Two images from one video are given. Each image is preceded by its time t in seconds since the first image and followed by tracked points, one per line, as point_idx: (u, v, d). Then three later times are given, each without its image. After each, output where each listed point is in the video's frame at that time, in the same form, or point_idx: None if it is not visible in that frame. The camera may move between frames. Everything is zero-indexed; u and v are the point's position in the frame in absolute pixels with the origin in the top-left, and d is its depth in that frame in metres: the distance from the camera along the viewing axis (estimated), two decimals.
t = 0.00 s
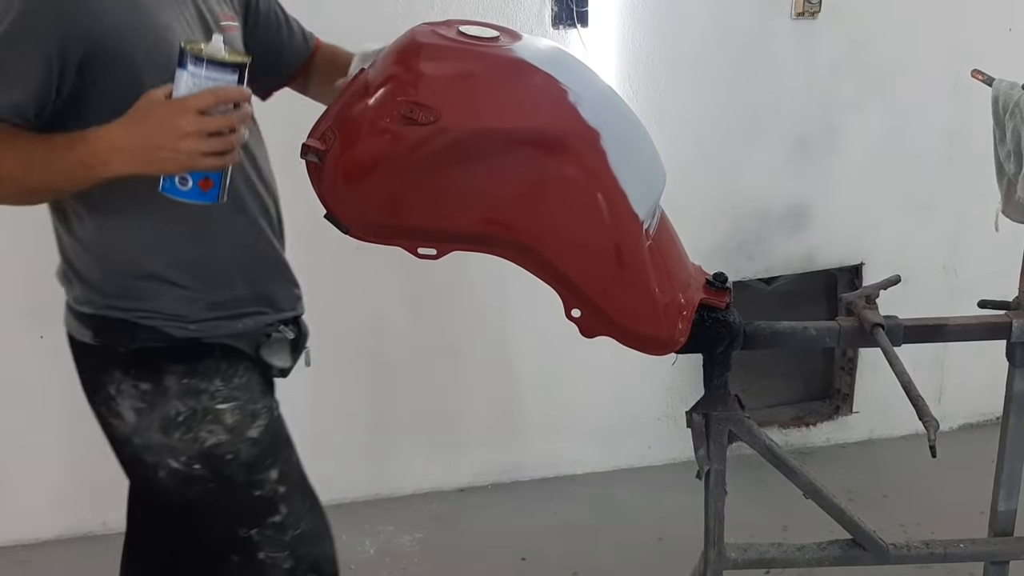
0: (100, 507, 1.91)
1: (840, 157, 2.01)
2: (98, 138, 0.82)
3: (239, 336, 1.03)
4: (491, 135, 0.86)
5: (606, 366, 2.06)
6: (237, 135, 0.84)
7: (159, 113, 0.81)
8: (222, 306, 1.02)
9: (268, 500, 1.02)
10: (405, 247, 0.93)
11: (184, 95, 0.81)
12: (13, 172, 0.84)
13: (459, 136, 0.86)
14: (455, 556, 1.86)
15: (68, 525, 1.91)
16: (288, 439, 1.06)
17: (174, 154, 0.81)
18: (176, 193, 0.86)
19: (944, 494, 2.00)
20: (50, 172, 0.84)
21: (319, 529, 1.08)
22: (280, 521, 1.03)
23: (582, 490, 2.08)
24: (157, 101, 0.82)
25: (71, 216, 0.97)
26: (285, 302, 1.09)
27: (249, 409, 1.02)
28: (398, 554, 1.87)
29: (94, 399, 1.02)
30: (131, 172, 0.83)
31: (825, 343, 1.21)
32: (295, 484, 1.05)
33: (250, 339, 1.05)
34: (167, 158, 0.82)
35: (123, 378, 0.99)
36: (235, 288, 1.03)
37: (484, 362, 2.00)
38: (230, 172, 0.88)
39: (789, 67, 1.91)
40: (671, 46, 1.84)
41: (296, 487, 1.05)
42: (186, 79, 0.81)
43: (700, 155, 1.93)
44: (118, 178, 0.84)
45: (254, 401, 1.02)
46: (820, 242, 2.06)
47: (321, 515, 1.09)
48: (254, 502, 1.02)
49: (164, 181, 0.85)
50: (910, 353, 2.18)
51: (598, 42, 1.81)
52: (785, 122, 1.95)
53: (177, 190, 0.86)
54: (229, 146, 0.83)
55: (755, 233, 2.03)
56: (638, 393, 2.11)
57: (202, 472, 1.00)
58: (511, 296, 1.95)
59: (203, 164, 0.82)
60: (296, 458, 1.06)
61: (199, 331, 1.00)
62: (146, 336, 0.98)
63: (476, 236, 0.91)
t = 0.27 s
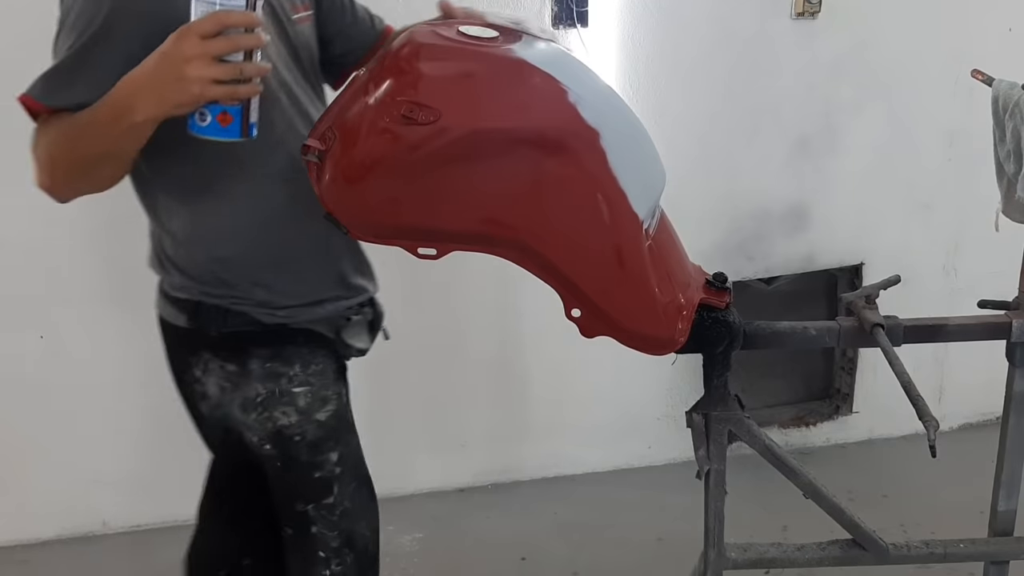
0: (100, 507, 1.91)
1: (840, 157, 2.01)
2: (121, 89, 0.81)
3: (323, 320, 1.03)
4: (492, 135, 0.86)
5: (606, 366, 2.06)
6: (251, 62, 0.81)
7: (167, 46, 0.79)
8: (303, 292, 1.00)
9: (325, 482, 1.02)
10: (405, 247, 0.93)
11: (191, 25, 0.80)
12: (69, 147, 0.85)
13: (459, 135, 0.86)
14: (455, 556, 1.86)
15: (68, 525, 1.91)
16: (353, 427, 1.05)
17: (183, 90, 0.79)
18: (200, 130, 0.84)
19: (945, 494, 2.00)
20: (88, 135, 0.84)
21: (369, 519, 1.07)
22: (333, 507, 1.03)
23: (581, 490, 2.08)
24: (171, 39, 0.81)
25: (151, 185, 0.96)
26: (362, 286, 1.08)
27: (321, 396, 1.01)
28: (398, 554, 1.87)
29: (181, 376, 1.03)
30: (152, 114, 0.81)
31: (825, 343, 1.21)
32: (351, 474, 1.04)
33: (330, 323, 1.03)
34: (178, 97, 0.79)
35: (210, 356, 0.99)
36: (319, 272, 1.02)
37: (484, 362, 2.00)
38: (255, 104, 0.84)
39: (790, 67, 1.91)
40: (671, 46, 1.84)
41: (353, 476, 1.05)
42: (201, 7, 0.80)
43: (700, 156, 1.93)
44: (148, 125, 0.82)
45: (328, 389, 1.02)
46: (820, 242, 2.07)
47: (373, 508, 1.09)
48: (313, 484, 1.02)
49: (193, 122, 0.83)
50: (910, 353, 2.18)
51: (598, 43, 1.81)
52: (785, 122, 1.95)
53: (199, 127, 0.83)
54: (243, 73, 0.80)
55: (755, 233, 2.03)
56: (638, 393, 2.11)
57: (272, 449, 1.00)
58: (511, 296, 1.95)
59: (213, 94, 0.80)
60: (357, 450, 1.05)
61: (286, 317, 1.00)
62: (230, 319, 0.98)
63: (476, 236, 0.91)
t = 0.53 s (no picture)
0: (100, 508, 1.91)
1: (840, 157, 2.01)
2: (142, 67, 0.83)
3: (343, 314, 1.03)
4: (492, 135, 0.86)
5: (607, 366, 2.07)
6: (260, 43, 0.79)
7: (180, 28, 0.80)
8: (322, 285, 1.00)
9: (313, 476, 1.03)
10: (406, 247, 0.92)
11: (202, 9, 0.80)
12: (104, 123, 0.88)
13: (459, 135, 0.86)
14: (455, 556, 1.86)
15: (67, 525, 1.91)
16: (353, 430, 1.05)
17: (193, 71, 0.80)
18: (215, 111, 0.84)
19: (945, 494, 2.00)
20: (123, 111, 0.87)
21: (354, 523, 1.07)
22: (320, 502, 1.04)
23: (581, 490, 2.08)
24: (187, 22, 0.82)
25: (193, 157, 1.00)
26: (393, 287, 1.06)
27: (322, 392, 1.02)
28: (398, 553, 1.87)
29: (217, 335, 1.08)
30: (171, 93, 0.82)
31: (825, 343, 1.21)
32: (341, 475, 1.04)
33: (353, 315, 1.04)
34: (188, 77, 0.80)
35: (231, 326, 1.03)
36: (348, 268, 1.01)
37: (484, 362, 2.00)
38: (268, 84, 0.83)
39: (790, 67, 1.91)
40: (671, 46, 1.84)
41: (343, 479, 1.04)
42: None
43: (701, 156, 1.93)
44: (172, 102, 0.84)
45: (331, 384, 1.02)
46: (820, 242, 2.06)
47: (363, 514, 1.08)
48: (301, 474, 1.03)
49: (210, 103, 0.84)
50: (910, 353, 2.18)
51: (598, 43, 1.81)
52: (786, 123, 1.95)
53: (213, 108, 0.83)
54: (249, 54, 0.79)
55: (755, 233, 2.03)
56: (638, 393, 2.11)
57: (267, 427, 1.02)
58: (511, 296, 1.95)
59: (222, 74, 0.80)
60: (353, 453, 1.05)
61: (300, 304, 1.00)
62: (251, 299, 1.01)
63: (477, 237, 0.91)
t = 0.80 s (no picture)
0: (100, 508, 1.91)
1: (841, 157, 2.01)
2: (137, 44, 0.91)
3: (333, 307, 1.06)
4: (491, 135, 0.86)
5: (607, 366, 2.07)
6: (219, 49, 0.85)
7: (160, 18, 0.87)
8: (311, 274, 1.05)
9: (299, 454, 1.07)
10: (406, 247, 0.92)
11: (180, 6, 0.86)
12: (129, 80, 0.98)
13: (459, 135, 0.86)
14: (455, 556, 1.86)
15: (68, 524, 1.91)
16: (341, 420, 1.07)
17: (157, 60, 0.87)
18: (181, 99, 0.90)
19: (945, 494, 2.00)
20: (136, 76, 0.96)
21: (334, 516, 1.08)
22: (307, 480, 1.07)
23: (581, 490, 2.08)
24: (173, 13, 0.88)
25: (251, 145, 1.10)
26: (387, 294, 1.06)
27: (310, 374, 1.06)
28: (399, 553, 1.87)
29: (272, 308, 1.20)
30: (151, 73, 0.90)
31: (825, 343, 1.21)
32: (321, 462, 1.06)
33: (346, 310, 1.06)
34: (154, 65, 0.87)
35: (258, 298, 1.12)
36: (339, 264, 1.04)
37: (484, 362, 2.00)
38: (229, 86, 0.88)
39: (790, 66, 1.91)
40: (672, 46, 1.84)
41: (327, 465, 1.07)
42: None
43: (701, 156, 1.93)
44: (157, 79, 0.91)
45: (318, 370, 1.06)
46: (820, 242, 2.06)
47: (346, 511, 1.09)
48: (290, 448, 1.07)
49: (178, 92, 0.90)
50: (910, 353, 2.18)
51: (598, 43, 1.81)
52: (786, 123, 1.95)
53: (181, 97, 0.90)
54: (204, 56, 0.85)
55: (755, 232, 2.03)
56: (638, 393, 2.11)
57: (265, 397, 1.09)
58: (512, 296, 1.95)
59: (178, 69, 0.86)
60: (340, 442, 1.07)
61: (291, 286, 1.06)
62: (263, 272, 1.09)
63: (477, 237, 0.90)
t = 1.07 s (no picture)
0: (100, 507, 1.91)
1: (841, 157, 2.01)
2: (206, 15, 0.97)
3: (353, 283, 1.08)
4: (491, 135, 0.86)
5: (607, 367, 2.07)
6: (263, 15, 0.89)
7: None
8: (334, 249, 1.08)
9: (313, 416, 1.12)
10: (406, 247, 0.92)
11: None
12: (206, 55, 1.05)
13: (458, 135, 0.86)
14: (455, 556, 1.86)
15: (68, 524, 1.91)
16: (344, 394, 1.10)
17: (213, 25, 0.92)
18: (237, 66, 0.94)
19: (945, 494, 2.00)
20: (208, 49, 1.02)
21: (335, 484, 1.12)
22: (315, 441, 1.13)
23: (581, 490, 2.08)
24: None
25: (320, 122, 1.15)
26: (394, 278, 1.05)
27: (323, 344, 1.10)
28: (399, 553, 1.87)
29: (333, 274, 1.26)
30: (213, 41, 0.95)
31: (825, 343, 1.21)
32: (327, 429, 1.11)
33: (360, 286, 1.07)
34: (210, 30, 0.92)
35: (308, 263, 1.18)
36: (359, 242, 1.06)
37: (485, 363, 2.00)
38: (275, 51, 0.91)
39: (790, 67, 1.91)
40: (672, 46, 1.84)
41: (328, 433, 1.11)
42: None
43: (700, 156, 1.93)
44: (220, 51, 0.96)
45: (330, 339, 1.10)
46: (819, 243, 2.06)
47: (347, 483, 1.12)
48: (307, 410, 1.13)
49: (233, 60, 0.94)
50: (911, 353, 2.18)
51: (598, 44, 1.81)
52: (785, 122, 1.95)
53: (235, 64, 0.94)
54: (249, 19, 0.89)
55: (755, 233, 2.03)
56: (638, 393, 2.11)
57: (296, 358, 1.15)
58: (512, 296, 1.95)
59: (228, 31, 0.90)
60: (339, 415, 1.10)
61: (319, 256, 1.10)
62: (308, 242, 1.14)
63: (476, 236, 0.91)
